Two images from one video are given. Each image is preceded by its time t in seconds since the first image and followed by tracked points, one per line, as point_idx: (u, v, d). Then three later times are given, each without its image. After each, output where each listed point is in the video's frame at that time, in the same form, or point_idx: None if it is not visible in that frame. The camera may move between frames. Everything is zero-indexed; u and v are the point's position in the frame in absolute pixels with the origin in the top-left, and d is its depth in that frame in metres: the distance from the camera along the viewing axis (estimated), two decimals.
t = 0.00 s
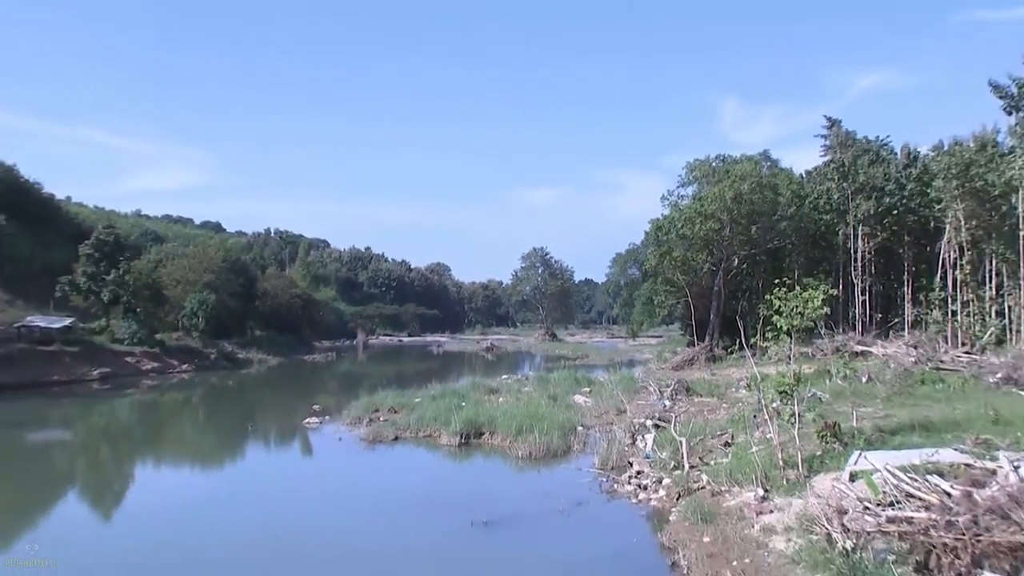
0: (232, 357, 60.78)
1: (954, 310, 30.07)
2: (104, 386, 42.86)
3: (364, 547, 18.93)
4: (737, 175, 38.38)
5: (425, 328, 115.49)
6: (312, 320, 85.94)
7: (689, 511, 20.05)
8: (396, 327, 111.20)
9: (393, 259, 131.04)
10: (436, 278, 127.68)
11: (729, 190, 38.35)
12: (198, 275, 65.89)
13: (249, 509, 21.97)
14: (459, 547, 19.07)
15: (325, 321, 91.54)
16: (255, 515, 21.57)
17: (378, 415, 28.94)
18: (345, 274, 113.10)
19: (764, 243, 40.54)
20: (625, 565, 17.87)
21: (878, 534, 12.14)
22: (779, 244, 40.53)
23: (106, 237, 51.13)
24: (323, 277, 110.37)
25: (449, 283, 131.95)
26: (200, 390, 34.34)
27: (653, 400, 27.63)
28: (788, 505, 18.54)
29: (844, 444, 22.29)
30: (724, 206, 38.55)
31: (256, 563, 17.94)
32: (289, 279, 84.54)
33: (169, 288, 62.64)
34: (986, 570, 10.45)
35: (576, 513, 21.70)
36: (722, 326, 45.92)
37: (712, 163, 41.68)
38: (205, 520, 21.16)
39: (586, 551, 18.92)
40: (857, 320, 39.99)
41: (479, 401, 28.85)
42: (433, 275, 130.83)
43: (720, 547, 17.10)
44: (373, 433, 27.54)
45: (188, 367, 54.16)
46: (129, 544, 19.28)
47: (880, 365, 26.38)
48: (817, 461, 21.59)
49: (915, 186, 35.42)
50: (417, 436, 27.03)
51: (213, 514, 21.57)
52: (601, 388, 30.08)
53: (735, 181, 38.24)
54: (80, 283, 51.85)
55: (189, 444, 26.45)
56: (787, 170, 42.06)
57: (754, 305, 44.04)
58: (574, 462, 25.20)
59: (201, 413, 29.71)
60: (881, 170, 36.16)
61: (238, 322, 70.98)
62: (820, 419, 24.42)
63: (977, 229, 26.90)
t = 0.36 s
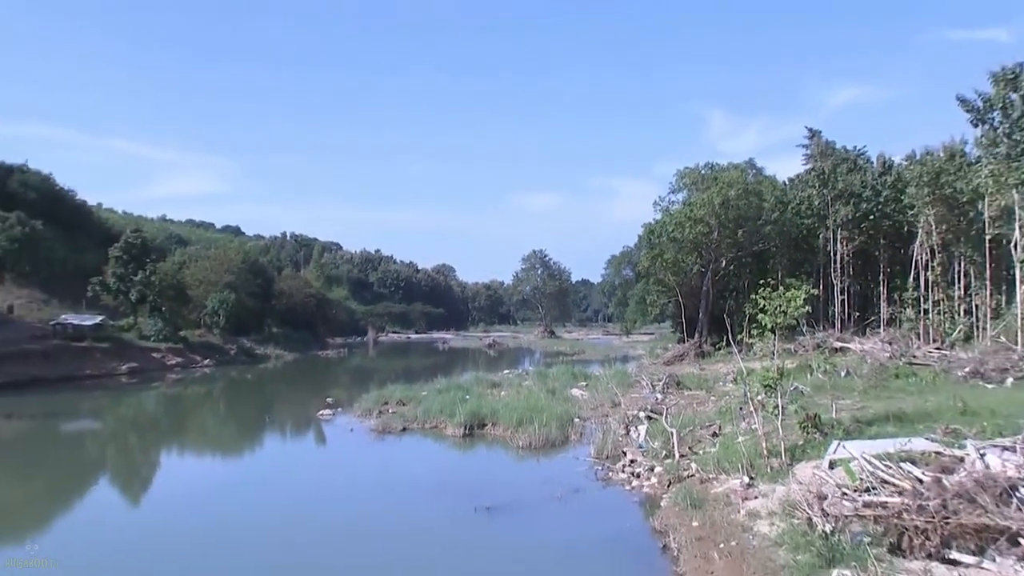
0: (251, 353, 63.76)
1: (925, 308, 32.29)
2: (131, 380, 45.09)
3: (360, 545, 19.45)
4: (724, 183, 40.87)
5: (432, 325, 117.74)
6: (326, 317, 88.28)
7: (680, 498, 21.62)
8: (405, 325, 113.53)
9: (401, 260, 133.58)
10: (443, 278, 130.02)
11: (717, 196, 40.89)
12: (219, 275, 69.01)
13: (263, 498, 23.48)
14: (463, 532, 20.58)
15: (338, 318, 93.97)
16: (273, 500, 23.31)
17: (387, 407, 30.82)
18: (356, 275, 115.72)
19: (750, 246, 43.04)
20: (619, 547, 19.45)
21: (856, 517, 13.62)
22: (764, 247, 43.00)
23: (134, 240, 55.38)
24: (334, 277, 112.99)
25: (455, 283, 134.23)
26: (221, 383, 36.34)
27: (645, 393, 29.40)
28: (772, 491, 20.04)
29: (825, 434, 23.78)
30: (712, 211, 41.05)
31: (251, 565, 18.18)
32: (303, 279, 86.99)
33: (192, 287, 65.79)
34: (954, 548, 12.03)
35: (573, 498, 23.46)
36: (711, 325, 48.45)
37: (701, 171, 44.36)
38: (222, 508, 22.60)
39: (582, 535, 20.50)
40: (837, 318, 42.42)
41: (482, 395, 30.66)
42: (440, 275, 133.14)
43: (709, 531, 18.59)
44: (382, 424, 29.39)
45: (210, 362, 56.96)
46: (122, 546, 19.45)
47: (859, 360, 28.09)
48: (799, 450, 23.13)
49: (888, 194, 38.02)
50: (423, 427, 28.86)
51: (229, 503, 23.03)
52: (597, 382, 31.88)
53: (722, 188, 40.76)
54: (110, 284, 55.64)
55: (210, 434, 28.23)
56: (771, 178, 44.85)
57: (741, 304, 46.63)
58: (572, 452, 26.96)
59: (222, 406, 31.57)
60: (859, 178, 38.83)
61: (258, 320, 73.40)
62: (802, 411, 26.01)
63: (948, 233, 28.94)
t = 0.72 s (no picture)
0: (269, 349, 65.91)
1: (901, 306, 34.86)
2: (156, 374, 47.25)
3: (354, 541, 20.19)
4: (714, 190, 43.21)
5: (439, 322, 119.86)
6: (339, 315, 90.48)
7: (672, 485, 23.18)
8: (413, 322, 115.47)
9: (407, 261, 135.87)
10: (447, 279, 132.17)
11: (706, 201, 43.23)
12: (237, 278, 72.22)
13: (279, 486, 25.13)
14: (465, 519, 21.97)
15: (350, 316, 96.27)
16: (289, 487, 25.03)
17: (396, 400, 32.72)
18: (366, 275, 118.03)
19: (737, 248, 45.30)
20: (613, 531, 21.04)
21: (835, 503, 15.06)
22: (751, 248, 45.38)
23: (160, 243, 57.71)
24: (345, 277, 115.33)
25: (460, 283, 136.39)
26: (240, 379, 38.33)
27: (639, 387, 31.27)
28: (759, 478, 21.42)
29: (807, 424, 25.29)
30: (702, 214, 43.34)
31: (258, 558, 18.98)
32: (315, 279, 89.34)
33: (212, 289, 69.87)
34: (926, 531, 13.40)
35: (571, 486, 25.13)
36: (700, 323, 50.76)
37: (693, 178, 47.10)
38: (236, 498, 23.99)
39: (579, 520, 22.09)
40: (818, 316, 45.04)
41: (485, 391, 32.57)
42: (445, 276, 135.32)
43: (699, 516, 20.09)
44: (391, 416, 31.25)
45: (231, 357, 59.08)
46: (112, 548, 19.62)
47: (839, 355, 29.82)
48: (783, 440, 24.58)
49: (867, 199, 41.20)
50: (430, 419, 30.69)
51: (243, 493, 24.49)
52: (594, 377, 33.78)
53: (712, 194, 43.19)
54: (137, 285, 58.20)
55: (230, 425, 30.12)
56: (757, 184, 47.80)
57: (729, 303, 48.94)
58: (570, 442, 28.76)
59: (241, 399, 33.52)
60: (838, 184, 42.41)
61: (275, 319, 75.64)
62: (787, 403, 27.61)
63: (921, 235, 31.81)
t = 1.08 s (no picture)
0: (283, 346, 68.05)
1: (879, 305, 37.12)
2: (180, 369, 49.24)
3: (360, 528, 21.50)
4: (704, 195, 45.33)
5: (443, 321, 121.86)
6: (349, 314, 92.56)
7: (664, 474, 24.58)
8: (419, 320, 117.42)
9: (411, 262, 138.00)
10: (450, 279, 134.24)
11: (697, 206, 45.32)
12: (255, 278, 74.33)
13: (294, 475, 26.81)
14: (462, 508, 23.44)
15: (360, 314, 98.44)
16: (303, 476, 26.71)
17: (404, 394, 34.68)
18: (376, 276, 120.10)
19: (725, 250, 47.40)
20: (608, 517, 22.47)
21: (818, 490, 16.50)
22: (738, 250, 47.47)
23: (182, 246, 61.63)
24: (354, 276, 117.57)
25: (464, 284, 138.46)
26: (258, 375, 40.26)
27: (633, 381, 33.16)
28: (745, 467, 22.64)
29: (792, 416, 26.62)
30: (692, 218, 45.39)
31: (274, 540, 20.61)
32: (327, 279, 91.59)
33: (231, 288, 71.82)
34: (900, 515, 14.70)
35: (569, 476, 26.67)
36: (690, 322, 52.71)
37: (684, 184, 49.42)
38: (246, 489, 25.41)
39: (575, 507, 23.63)
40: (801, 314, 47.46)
41: (487, 385, 34.52)
42: (449, 276, 137.38)
43: (688, 503, 21.36)
44: (399, 409, 33.20)
45: (249, 353, 61.10)
46: (107, 548, 19.94)
47: (821, 351, 31.72)
48: (768, 431, 25.46)
49: (847, 205, 44.35)
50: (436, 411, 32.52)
51: (255, 483, 25.96)
52: (591, 373, 35.69)
53: (703, 198, 45.31)
54: (160, 284, 62.45)
55: (247, 417, 32.08)
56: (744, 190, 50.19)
57: (718, 302, 50.84)
58: (568, 433, 30.55)
59: (257, 393, 35.58)
60: (821, 191, 45.02)
61: (289, 316, 77.98)
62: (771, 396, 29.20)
63: (896, 238, 34.58)
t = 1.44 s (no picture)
0: (299, 342, 70.25)
1: (861, 303, 39.28)
2: (203, 365, 51.26)
3: (372, 514, 22.95)
4: (697, 200, 47.44)
5: (451, 319, 123.95)
6: (361, 312, 94.72)
7: (659, 463, 25.97)
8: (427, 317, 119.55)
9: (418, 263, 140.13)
10: (456, 279, 136.30)
11: (690, 209, 47.41)
12: (273, 278, 76.52)
13: (309, 464, 28.45)
14: (469, 496, 25.02)
15: (371, 312, 100.64)
16: (318, 465, 28.35)
17: (413, 388, 36.73)
18: (386, 276, 122.05)
19: (717, 251, 49.52)
20: (606, 503, 24.14)
21: (803, 478, 17.53)
22: (729, 251, 49.49)
23: (205, 247, 64.13)
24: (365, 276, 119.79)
25: (469, 283, 140.55)
26: (276, 371, 42.29)
27: (631, 376, 35.03)
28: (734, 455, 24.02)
29: (779, 407, 28.14)
30: (685, 221, 47.47)
31: (291, 523, 22.05)
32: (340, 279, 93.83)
33: (251, 288, 74.14)
34: (880, 499, 15.73)
35: (570, 465, 28.49)
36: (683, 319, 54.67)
37: (677, 190, 51.57)
38: (264, 479, 26.89)
39: (576, 494, 25.25)
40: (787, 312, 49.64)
41: (492, 379, 36.52)
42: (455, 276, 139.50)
43: (683, 490, 22.53)
44: (408, 402, 35.19)
45: (267, 349, 63.22)
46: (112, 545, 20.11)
47: (807, 347, 33.70)
48: (757, 422, 27.03)
49: (830, 210, 46.31)
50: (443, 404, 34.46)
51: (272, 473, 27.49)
52: (590, 368, 37.66)
53: (696, 203, 47.42)
54: (184, 285, 64.65)
55: (265, 410, 34.10)
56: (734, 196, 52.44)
57: (710, 301, 52.85)
58: (569, 424, 32.39)
59: (276, 387, 37.71)
60: (806, 196, 47.28)
61: (304, 314, 80.24)
62: (760, 389, 30.88)
63: (877, 240, 36.77)
